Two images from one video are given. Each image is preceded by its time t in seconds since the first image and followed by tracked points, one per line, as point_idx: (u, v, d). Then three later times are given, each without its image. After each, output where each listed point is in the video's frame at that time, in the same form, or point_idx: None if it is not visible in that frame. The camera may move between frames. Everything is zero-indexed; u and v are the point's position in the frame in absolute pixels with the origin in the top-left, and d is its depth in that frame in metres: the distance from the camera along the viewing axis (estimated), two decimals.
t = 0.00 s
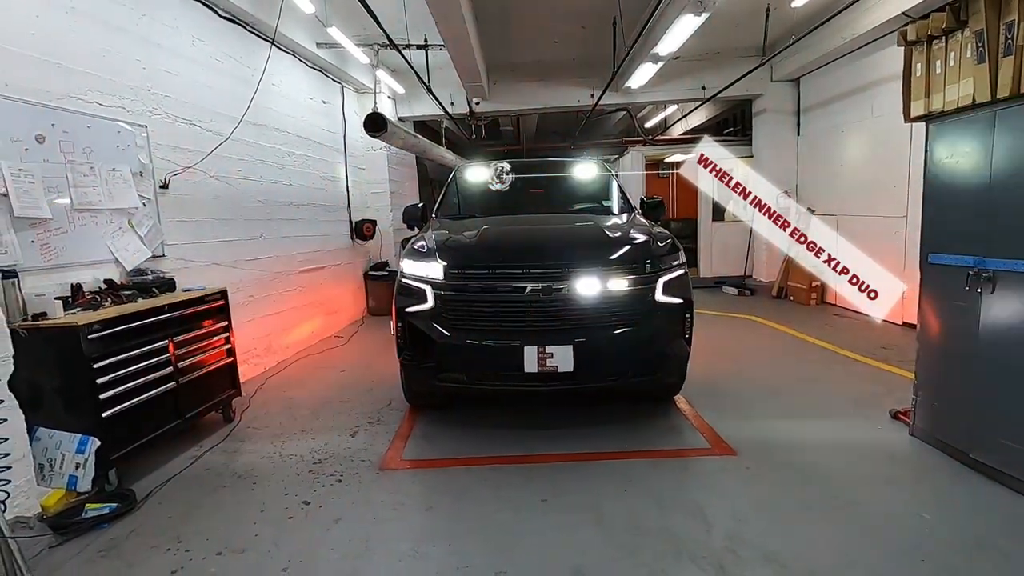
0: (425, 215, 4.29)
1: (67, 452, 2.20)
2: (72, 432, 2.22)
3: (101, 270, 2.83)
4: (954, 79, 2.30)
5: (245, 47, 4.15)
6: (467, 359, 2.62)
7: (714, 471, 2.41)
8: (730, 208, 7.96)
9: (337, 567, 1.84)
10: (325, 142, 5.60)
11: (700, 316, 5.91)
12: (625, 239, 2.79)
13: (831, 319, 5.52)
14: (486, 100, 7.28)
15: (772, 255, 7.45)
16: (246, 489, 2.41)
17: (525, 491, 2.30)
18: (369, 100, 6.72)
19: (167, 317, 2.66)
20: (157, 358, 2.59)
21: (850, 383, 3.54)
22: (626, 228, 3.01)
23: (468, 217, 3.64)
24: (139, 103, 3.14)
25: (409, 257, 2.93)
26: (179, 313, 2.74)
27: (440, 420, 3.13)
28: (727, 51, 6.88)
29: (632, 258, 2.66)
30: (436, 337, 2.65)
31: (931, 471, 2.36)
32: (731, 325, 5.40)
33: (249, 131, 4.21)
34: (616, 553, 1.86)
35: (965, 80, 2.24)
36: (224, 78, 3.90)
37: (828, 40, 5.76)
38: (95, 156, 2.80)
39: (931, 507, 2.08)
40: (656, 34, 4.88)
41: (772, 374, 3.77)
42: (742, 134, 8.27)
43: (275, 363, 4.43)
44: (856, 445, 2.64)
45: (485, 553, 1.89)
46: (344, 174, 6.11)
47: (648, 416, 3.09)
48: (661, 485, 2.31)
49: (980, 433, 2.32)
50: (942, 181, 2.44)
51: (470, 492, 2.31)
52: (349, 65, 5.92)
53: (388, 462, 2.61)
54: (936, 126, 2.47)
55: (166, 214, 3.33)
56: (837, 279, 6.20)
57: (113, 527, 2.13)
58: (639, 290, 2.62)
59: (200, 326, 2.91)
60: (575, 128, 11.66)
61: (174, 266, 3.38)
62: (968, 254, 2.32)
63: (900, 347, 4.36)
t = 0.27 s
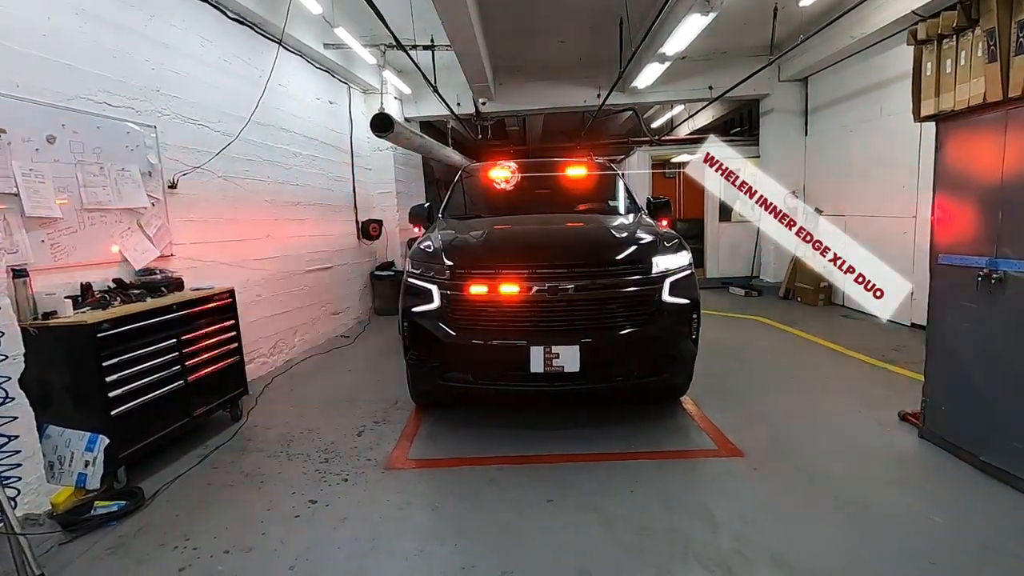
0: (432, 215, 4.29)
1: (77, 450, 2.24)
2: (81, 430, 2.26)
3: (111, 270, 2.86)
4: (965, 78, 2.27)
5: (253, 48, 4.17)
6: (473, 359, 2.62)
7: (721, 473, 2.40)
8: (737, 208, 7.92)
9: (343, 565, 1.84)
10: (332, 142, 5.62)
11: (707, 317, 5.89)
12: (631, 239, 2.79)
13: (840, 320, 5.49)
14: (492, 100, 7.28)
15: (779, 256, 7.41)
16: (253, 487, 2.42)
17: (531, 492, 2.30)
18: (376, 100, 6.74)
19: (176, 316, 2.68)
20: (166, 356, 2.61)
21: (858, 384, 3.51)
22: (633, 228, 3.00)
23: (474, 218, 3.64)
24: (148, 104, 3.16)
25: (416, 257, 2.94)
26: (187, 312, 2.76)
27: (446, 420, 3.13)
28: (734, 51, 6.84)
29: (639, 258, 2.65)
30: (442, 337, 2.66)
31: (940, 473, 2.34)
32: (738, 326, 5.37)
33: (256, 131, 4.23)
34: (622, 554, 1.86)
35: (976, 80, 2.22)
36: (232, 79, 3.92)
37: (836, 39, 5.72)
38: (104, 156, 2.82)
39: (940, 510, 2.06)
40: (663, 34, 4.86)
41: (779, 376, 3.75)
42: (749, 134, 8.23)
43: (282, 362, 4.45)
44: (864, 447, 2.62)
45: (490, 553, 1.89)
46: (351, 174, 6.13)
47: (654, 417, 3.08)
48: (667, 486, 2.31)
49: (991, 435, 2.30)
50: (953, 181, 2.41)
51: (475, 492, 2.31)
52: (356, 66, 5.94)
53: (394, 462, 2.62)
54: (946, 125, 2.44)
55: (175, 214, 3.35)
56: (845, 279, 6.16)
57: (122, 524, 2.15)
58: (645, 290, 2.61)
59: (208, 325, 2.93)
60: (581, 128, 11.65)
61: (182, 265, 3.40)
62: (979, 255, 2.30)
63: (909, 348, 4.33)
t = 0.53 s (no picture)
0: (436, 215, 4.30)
1: (84, 447, 2.23)
2: (87, 427, 2.28)
3: (118, 268, 2.88)
4: (972, 76, 2.26)
5: (258, 48, 4.19)
6: (478, 358, 2.62)
7: (725, 472, 2.40)
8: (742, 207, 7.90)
9: (348, 563, 1.85)
10: (337, 141, 5.64)
11: (712, 316, 5.88)
12: (636, 239, 2.78)
13: (845, 319, 5.46)
14: (496, 99, 7.28)
15: (784, 255, 7.38)
16: (258, 485, 2.43)
17: (535, 490, 2.30)
18: (381, 100, 6.75)
19: (182, 315, 2.69)
20: (172, 355, 2.62)
21: (864, 384, 3.50)
22: (637, 227, 2.99)
23: (478, 217, 3.64)
24: (155, 104, 3.18)
25: (420, 256, 2.95)
26: (193, 311, 2.78)
27: (450, 419, 3.14)
28: (739, 50, 6.82)
29: (643, 258, 2.65)
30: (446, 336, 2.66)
31: (947, 473, 2.33)
32: (743, 326, 5.36)
33: (262, 131, 4.25)
34: (626, 553, 1.86)
35: (983, 78, 2.21)
36: (238, 79, 3.94)
37: (842, 38, 5.69)
38: (111, 155, 2.84)
39: (947, 510, 2.05)
40: (668, 33, 4.84)
41: (784, 375, 3.74)
42: (755, 133, 8.20)
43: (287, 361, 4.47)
44: (870, 447, 2.60)
45: (495, 552, 1.89)
46: (356, 173, 6.15)
47: (659, 416, 3.08)
48: (672, 485, 2.30)
49: (998, 435, 2.28)
50: (960, 180, 2.40)
51: (480, 491, 2.31)
52: (361, 66, 5.95)
53: (398, 460, 2.63)
54: (953, 124, 2.43)
55: (181, 213, 3.37)
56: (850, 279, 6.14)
57: (129, 522, 2.16)
58: (650, 289, 2.61)
59: (214, 324, 2.94)
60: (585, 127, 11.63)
61: (188, 264, 3.42)
62: (987, 254, 2.28)
63: (916, 348, 4.30)
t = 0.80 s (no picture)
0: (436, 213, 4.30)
1: (85, 445, 2.27)
2: (87, 426, 2.28)
3: (117, 267, 2.87)
4: (972, 74, 2.26)
5: (257, 45, 4.17)
6: (478, 356, 2.62)
7: (725, 470, 2.40)
8: (741, 205, 7.90)
9: (349, 561, 1.85)
10: (336, 139, 5.63)
11: (711, 314, 5.88)
12: (636, 237, 2.78)
13: (844, 317, 5.47)
14: (496, 97, 7.27)
15: (784, 253, 7.39)
16: (258, 483, 2.43)
17: (535, 489, 2.30)
18: (380, 97, 6.74)
19: (181, 313, 2.69)
20: (172, 353, 2.62)
21: (863, 382, 3.51)
22: (637, 226, 2.99)
23: (478, 214, 3.64)
24: (153, 101, 3.17)
25: (420, 254, 2.94)
26: (193, 309, 2.77)
27: (451, 417, 3.14)
28: (739, 47, 6.81)
29: (643, 256, 2.65)
30: (446, 334, 2.66)
31: (946, 471, 2.33)
32: (742, 324, 5.36)
33: (261, 128, 4.24)
34: (626, 551, 1.86)
35: (983, 75, 2.21)
36: (237, 76, 3.93)
37: (841, 35, 5.69)
38: (110, 153, 2.83)
39: (946, 508, 2.06)
40: (668, 30, 4.83)
41: (784, 373, 3.74)
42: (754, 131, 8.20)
43: (287, 359, 4.47)
44: (869, 444, 2.61)
45: (495, 550, 1.89)
46: (355, 171, 6.14)
47: (659, 414, 3.08)
48: (672, 483, 2.31)
49: (997, 433, 2.29)
50: (959, 178, 2.40)
51: (480, 489, 2.32)
52: (360, 63, 5.93)
53: (398, 458, 2.63)
54: (953, 122, 2.43)
55: (180, 211, 3.36)
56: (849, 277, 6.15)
57: (129, 520, 2.17)
58: (650, 287, 2.61)
59: (214, 322, 2.94)
60: (584, 125, 11.62)
61: (187, 263, 3.41)
62: (986, 252, 2.29)
63: (914, 346, 4.31)
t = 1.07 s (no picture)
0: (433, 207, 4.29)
1: (83, 439, 2.25)
2: (86, 419, 2.28)
3: (114, 261, 2.86)
4: (971, 67, 2.26)
5: (254, 38, 4.15)
6: (476, 349, 2.62)
7: (723, 462, 2.42)
8: (739, 199, 7.91)
9: (348, 554, 1.86)
10: (333, 132, 5.61)
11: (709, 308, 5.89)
12: (634, 230, 2.78)
13: (841, 311, 5.48)
14: (494, 90, 7.24)
15: (782, 247, 7.40)
16: (257, 477, 2.44)
17: (533, 481, 2.32)
18: (377, 90, 6.70)
19: (179, 307, 2.69)
20: (170, 347, 2.62)
21: (860, 375, 3.52)
22: (635, 219, 2.99)
23: (476, 208, 3.64)
24: (149, 94, 3.15)
25: (418, 247, 2.94)
26: (191, 303, 2.77)
27: (449, 410, 3.15)
28: (738, 40, 6.79)
29: (641, 249, 2.65)
30: (444, 327, 2.66)
31: (942, 463, 2.35)
32: (740, 317, 5.37)
33: (258, 122, 4.22)
34: (625, 543, 1.87)
35: (982, 68, 2.20)
36: (233, 69, 3.91)
37: (841, 28, 5.67)
38: (106, 146, 2.81)
39: (942, 500, 2.07)
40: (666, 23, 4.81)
41: (781, 366, 3.76)
42: (752, 124, 8.19)
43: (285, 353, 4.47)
44: (866, 437, 2.62)
45: (494, 542, 1.90)
46: (352, 164, 6.12)
47: (656, 407, 3.09)
48: (670, 475, 2.32)
49: (992, 426, 2.30)
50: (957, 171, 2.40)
51: (478, 482, 2.33)
52: (357, 56, 5.90)
53: (397, 452, 2.64)
54: (952, 115, 2.43)
55: (177, 205, 3.35)
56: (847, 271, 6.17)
57: (129, 513, 2.17)
58: (647, 281, 2.61)
59: (212, 316, 2.94)
60: (583, 118, 11.59)
61: (185, 256, 3.41)
62: (984, 245, 2.29)
63: (911, 339, 4.33)
